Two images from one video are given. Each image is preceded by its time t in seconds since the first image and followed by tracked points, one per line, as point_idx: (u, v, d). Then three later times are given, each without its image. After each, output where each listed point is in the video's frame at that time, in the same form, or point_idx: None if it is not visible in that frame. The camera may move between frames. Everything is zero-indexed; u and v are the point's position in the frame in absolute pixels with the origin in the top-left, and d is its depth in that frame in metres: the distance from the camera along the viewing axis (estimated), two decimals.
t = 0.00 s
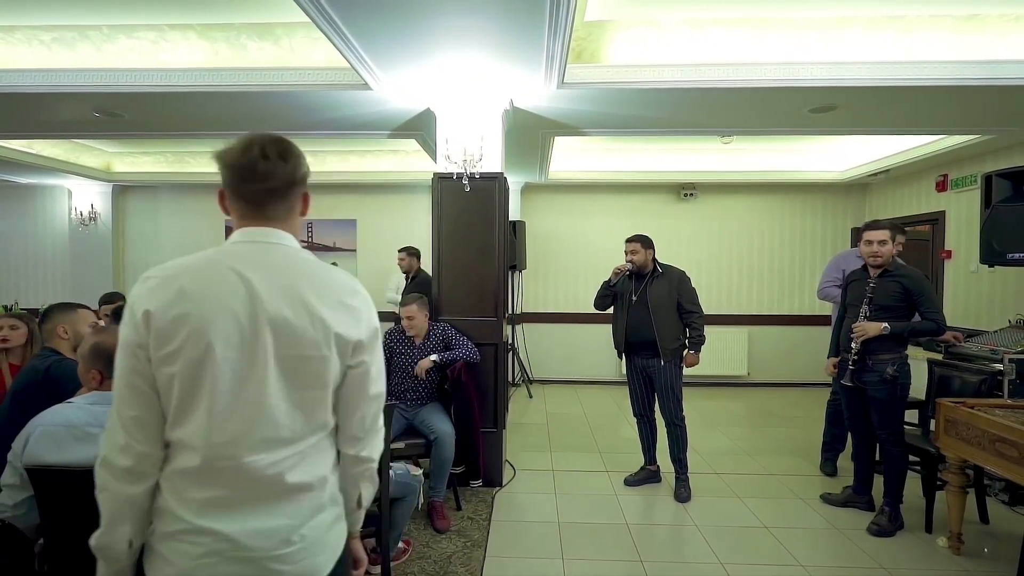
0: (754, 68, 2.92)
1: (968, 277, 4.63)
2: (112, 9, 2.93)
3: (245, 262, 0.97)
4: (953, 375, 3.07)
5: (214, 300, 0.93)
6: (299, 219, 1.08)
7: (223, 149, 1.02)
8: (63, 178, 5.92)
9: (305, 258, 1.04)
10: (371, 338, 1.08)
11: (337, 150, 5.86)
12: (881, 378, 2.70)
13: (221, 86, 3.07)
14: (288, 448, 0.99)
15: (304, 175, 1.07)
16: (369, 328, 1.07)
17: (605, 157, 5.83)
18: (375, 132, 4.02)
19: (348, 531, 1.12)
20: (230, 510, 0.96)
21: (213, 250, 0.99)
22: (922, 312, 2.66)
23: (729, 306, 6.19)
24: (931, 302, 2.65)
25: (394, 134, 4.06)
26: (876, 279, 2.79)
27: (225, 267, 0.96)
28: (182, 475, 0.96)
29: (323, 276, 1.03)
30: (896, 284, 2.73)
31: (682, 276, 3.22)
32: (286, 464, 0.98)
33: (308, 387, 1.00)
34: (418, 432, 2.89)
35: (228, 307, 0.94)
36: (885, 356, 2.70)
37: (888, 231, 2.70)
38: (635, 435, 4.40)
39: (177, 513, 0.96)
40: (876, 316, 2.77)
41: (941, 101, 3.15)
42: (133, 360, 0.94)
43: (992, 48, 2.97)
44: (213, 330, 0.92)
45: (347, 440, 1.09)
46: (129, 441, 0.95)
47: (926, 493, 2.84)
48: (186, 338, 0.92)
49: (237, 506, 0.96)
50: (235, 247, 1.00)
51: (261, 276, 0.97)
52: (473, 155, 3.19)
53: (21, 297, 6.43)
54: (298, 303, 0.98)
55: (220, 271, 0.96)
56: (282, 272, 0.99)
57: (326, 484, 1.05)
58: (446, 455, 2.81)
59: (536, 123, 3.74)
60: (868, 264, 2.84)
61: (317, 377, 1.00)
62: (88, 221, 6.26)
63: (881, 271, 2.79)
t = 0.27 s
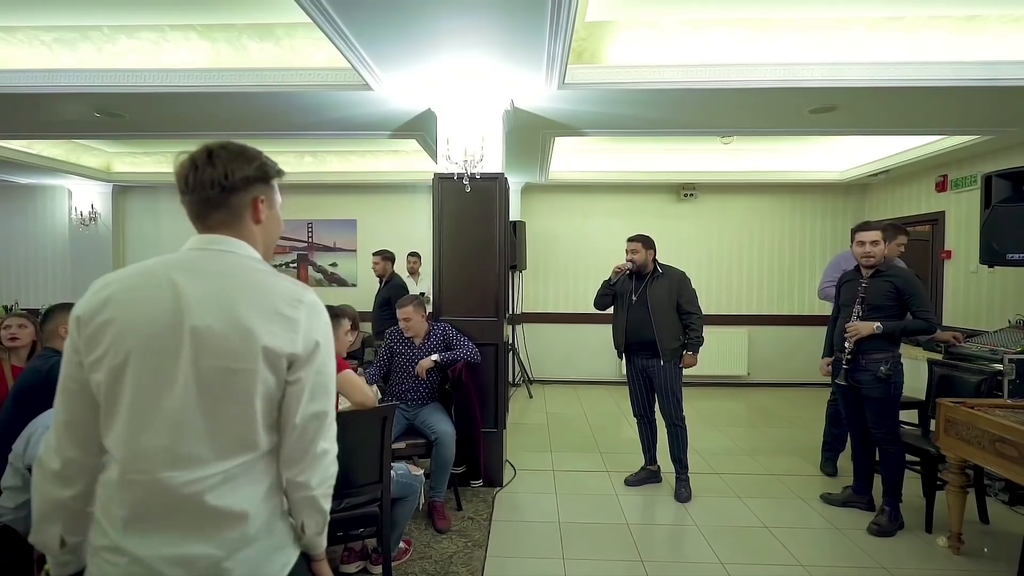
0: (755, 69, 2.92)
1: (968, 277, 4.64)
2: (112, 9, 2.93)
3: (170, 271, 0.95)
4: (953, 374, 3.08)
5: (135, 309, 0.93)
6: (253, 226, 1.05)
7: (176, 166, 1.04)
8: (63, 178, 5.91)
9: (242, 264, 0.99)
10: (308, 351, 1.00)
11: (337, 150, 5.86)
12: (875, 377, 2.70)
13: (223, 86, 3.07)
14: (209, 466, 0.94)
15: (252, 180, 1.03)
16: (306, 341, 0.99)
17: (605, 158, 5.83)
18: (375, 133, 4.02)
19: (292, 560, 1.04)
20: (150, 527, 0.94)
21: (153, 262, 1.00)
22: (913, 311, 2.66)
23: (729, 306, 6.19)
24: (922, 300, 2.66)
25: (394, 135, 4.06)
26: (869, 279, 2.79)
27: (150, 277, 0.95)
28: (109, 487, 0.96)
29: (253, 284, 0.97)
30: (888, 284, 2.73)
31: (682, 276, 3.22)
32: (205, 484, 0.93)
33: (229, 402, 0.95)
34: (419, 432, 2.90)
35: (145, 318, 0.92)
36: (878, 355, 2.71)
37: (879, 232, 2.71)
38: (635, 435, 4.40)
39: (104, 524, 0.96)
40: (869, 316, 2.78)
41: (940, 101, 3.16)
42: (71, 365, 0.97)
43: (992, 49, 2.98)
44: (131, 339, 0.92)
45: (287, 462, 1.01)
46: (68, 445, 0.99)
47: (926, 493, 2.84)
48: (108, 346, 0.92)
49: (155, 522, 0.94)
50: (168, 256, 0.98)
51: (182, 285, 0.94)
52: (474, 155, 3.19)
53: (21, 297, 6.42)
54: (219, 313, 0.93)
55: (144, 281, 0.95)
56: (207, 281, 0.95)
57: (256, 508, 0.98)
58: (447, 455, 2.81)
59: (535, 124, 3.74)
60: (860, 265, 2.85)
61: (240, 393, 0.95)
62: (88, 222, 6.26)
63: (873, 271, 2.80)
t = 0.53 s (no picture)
0: (755, 69, 2.93)
1: (965, 276, 4.65)
2: (110, 8, 2.92)
3: (139, 259, 0.95)
4: (951, 373, 3.09)
5: (106, 298, 0.93)
6: (237, 212, 1.06)
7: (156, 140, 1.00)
8: (60, 177, 5.90)
9: (214, 250, 0.98)
10: (281, 338, 0.98)
11: (336, 149, 5.85)
12: (868, 375, 2.71)
13: (223, 84, 3.07)
14: (182, 454, 0.95)
15: (241, 167, 1.03)
16: (278, 328, 0.98)
17: (604, 157, 5.83)
18: (374, 132, 4.02)
19: (271, 545, 1.05)
20: (125, 514, 0.95)
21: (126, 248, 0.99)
22: (905, 311, 2.67)
23: (728, 305, 6.20)
24: (914, 300, 2.66)
25: (393, 134, 4.05)
26: (862, 279, 2.80)
27: (119, 266, 0.95)
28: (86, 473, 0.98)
29: (223, 271, 0.96)
30: (881, 283, 2.74)
31: (681, 276, 3.23)
32: (177, 471, 0.94)
33: (199, 390, 0.94)
34: (418, 432, 2.90)
35: (114, 307, 0.93)
36: (871, 354, 2.71)
37: (871, 232, 2.72)
38: (634, 434, 4.40)
39: (84, 511, 0.98)
40: (862, 314, 2.78)
41: (939, 101, 3.17)
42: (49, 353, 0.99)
43: (991, 49, 2.98)
44: (103, 327, 0.93)
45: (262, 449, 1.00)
46: (51, 432, 1.01)
47: (924, 492, 2.84)
48: (81, 335, 0.94)
49: (130, 510, 0.95)
50: (140, 243, 0.98)
51: (151, 273, 0.94)
52: (473, 154, 3.20)
53: (19, 297, 6.40)
54: (186, 301, 0.93)
55: (113, 270, 0.95)
56: (176, 268, 0.94)
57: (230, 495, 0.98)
58: (447, 455, 2.81)
59: (534, 123, 3.74)
60: (854, 264, 2.86)
61: (210, 380, 0.94)
62: (86, 221, 6.24)
63: (866, 271, 2.81)
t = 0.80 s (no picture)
0: (755, 69, 2.92)
1: (966, 277, 4.65)
2: (110, 8, 2.91)
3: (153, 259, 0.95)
4: (952, 373, 3.09)
5: (115, 299, 0.92)
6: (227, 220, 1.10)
7: (162, 138, 0.98)
8: (60, 178, 5.90)
9: (225, 252, 1.01)
10: (294, 336, 1.03)
11: (336, 150, 5.85)
12: (865, 376, 2.70)
13: (224, 85, 3.06)
14: (197, 454, 0.96)
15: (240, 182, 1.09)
16: (292, 326, 1.03)
17: (605, 158, 5.82)
18: (374, 132, 4.01)
19: (275, 541, 1.08)
20: (134, 518, 0.94)
21: (128, 246, 0.97)
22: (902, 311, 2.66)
23: (728, 306, 6.19)
24: (911, 300, 2.65)
25: (393, 134, 4.05)
26: (859, 279, 2.80)
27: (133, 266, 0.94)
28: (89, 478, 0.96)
29: (240, 272, 0.99)
30: (878, 284, 2.73)
31: (681, 276, 3.22)
32: (193, 470, 0.95)
33: (216, 389, 0.96)
34: (418, 432, 2.89)
35: (128, 308, 0.92)
36: (867, 354, 2.70)
37: (868, 232, 2.72)
38: (635, 435, 4.40)
39: (86, 518, 0.96)
40: (859, 315, 2.78)
41: (940, 102, 3.16)
42: (44, 358, 0.95)
43: (991, 49, 2.98)
44: (114, 329, 0.91)
45: (271, 444, 1.04)
46: (44, 441, 0.98)
47: (925, 493, 2.84)
48: (87, 338, 0.92)
49: (140, 514, 0.94)
50: (151, 244, 0.98)
51: (168, 272, 0.95)
52: (473, 155, 3.18)
53: (19, 298, 6.40)
54: (206, 301, 0.95)
55: (125, 270, 0.94)
56: (192, 269, 0.96)
57: (242, 491, 1.00)
58: (447, 456, 2.81)
59: (534, 123, 3.74)
60: (851, 265, 2.86)
61: (228, 378, 0.96)
62: (86, 222, 6.24)
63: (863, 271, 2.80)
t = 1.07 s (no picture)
0: (755, 69, 2.93)
1: (965, 277, 4.66)
2: (110, 8, 2.91)
3: (179, 263, 0.95)
4: (951, 373, 3.12)
5: (143, 303, 0.91)
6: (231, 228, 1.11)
7: (170, 144, 0.98)
8: (60, 178, 5.90)
9: (243, 255, 1.02)
10: (314, 335, 1.07)
11: (336, 150, 5.85)
12: (864, 375, 2.70)
13: (224, 85, 3.07)
14: (227, 454, 0.97)
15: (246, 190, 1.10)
16: (312, 326, 1.06)
17: (604, 158, 5.82)
18: (374, 132, 4.01)
19: (295, 537, 1.10)
20: (165, 521, 0.94)
21: (146, 251, 0.96)
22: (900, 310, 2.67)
23: (728, 305, 6.20)
24: (910, 300, 2.66)
25: (393, 134, 4.05)
26: (857, 279, 2.80)
27: (160, 270, 0.94)
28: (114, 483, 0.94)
29: (262, 274, 1.01)
30: (877, 283, 2.74)
31: (680, 276, 3.22)
32: (225, 470, 0.96)
33: (246, 389, 0.98)
34: (418, 432, 2.90)
35: (157, 311, 0.92)
36: (866, 354, 2.70)
37: (867, 232, 2.72)
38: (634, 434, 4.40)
39: (110, 524, 0.95)
40: (858, 314, 2.78)
41: (940, 102, 3.17)
42: (61, 365, 0.92)
43: (991, 49, 2.98)
44: (142, 333, 0.90)
45: (291, 441, 1.06)
46: (60, 450, 0.95)
47: (924, 493, 2.84)
48: (114, 343, 0.90)
49: (171, 515, 0.94)
50: (171, 248, 0.97)
51: (196, 276, 0.95)
52: (473, 155, 3.19)
53: (19, 297, 6.41)
54: (234, 304, 0.96)
55: (150, 273, 0.93)
56: (218, 272, 0.97)
57: (267, 488, 1.03)
58: (447, 455, 2.81)
59: (534, 123, 3.74)
60: (849, 264, 2.86)
61: (256, 379, 0.98)
62: (86, 222, 6.24)
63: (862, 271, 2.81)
